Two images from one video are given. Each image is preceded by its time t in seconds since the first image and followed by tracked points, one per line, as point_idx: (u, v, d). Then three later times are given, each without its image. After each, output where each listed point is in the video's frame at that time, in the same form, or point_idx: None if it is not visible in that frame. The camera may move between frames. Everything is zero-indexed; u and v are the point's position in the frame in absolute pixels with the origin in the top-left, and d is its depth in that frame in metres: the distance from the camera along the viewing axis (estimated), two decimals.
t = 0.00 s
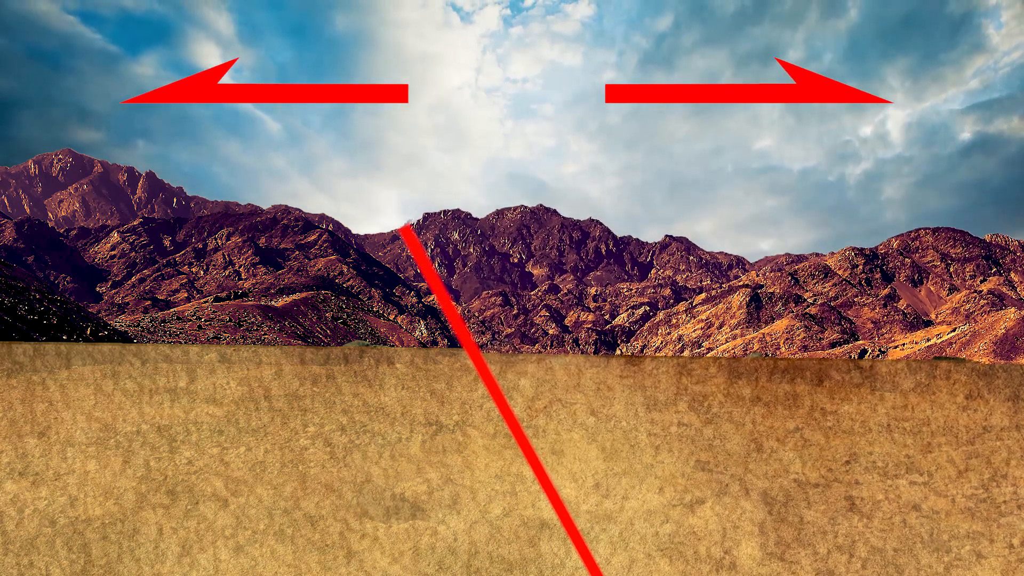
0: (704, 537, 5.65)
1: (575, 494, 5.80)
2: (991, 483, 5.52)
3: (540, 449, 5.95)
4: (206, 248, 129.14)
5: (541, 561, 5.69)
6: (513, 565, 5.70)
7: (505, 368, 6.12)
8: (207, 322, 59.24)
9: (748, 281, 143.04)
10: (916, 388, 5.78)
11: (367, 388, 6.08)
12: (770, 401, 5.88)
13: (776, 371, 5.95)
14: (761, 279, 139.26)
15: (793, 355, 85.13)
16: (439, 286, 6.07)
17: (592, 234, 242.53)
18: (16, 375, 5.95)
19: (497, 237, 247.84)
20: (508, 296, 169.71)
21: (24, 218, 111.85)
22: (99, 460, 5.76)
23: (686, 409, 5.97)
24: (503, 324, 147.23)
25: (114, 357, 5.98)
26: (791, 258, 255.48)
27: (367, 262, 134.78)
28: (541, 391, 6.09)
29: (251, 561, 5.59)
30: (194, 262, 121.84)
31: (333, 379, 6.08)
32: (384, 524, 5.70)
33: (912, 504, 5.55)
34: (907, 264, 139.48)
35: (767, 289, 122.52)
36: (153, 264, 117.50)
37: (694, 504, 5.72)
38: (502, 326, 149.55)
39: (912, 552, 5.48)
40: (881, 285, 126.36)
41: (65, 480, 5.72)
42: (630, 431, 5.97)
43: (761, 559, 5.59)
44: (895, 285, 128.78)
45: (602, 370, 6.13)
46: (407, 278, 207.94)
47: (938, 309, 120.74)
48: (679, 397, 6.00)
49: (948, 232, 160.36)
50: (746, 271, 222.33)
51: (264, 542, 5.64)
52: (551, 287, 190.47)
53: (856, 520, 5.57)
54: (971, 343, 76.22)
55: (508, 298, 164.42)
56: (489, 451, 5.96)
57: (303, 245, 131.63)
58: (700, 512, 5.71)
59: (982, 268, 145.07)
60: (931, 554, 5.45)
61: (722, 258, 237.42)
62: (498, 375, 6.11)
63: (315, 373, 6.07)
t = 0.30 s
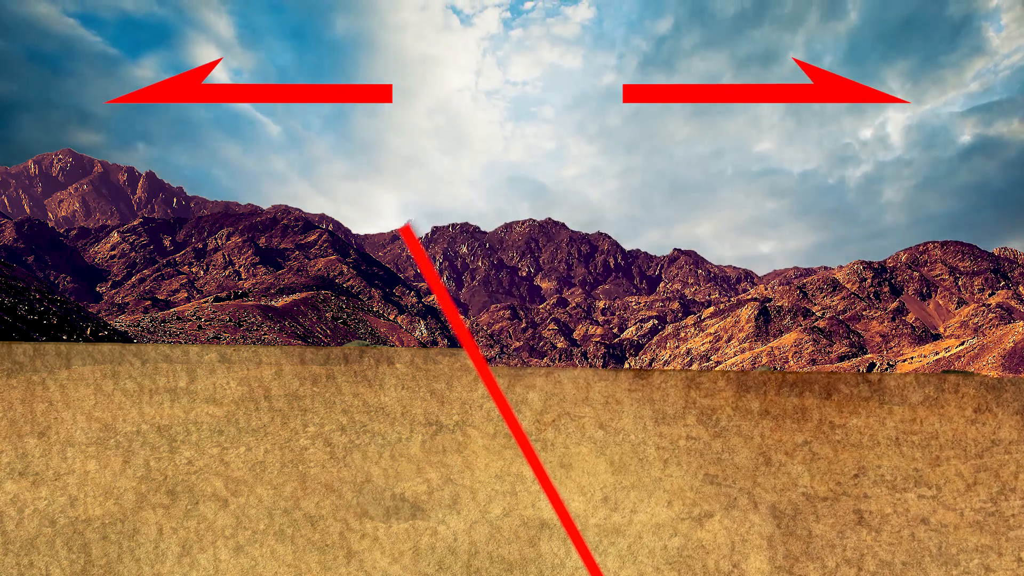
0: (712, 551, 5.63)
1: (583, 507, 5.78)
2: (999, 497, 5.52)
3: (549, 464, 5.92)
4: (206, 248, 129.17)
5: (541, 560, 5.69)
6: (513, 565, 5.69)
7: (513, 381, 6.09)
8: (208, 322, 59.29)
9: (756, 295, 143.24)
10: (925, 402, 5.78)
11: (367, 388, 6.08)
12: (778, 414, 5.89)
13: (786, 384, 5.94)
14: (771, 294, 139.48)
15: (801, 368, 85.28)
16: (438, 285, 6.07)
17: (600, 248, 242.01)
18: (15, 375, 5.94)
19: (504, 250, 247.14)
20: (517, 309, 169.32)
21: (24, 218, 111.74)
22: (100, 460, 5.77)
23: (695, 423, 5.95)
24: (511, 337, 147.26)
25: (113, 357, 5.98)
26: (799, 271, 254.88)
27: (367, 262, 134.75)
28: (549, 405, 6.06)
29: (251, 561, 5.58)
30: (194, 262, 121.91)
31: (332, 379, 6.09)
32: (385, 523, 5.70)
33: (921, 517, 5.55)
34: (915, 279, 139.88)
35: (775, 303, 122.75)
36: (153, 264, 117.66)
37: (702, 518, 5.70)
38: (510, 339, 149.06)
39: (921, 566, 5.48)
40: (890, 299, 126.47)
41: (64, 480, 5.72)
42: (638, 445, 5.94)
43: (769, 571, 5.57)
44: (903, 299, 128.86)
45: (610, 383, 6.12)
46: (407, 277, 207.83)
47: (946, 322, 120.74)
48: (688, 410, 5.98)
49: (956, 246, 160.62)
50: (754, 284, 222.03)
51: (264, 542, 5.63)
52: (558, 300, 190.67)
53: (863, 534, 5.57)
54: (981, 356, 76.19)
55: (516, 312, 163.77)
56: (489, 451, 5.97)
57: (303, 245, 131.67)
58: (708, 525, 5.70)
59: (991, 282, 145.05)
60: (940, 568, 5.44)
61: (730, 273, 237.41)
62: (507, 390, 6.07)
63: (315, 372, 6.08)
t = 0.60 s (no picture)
0: (721, 563, 5.58)
1: (592, 521, 5.75)
2: (1008, 510, 5.50)
3: (556, 477, 5.89)
4: (206, 248, 129.22)
5: (541, 559, 5.67)
6: (513, 565, 5.66)
7: (521, 395, 6.11)
8: (208, 322, 59.28)
9: (763, 309, 143.20)
10: (933, 415, 5.80)
11: (367, 388, 6.09)
12: (786, 428, 5.92)
13: (794, 398, 5.99)
14: (778, 307, 139.50)
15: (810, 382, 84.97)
16: (438, 286, 6.12)
17: (608, 262, 240.83)
18: (15, 375, 5.95)
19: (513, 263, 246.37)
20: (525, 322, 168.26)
21: (23, 218, 111.63)
22: (99, 460, 5.76)
23: (703, 436, 5.98)
24: (520, 350, 147.31)
25: (114, 357, 6.00)
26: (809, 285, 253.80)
27: (367, 262, 134.68)
28: (558, 419, 6.07)
29: (251, 560, 5.55)
30: (194, 262, 121.89)
31: (333, 378, 6.10)
32: (384, 523, 5.70)
33: (929, 530, 5.54)
34: (924, 292, 139.61)
35: (784, 316, 122.55)
36: (153, 264, 117.75)
37: (711, 532, 5.67)
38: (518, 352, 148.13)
39: None
40: (898, 312, 126.09)
41: (65, 480, 5.73)
42: (648, 459, 5.95)
43: None
44: (912, 313, 128.47)
45: (619, 397, 6.14)
46: (406, 277, 207.79)
47: (955, 335, 120.27)
48: (696, 424, 6.01)
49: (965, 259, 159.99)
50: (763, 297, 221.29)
51: (264, 541, 5.61)
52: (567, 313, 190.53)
53: (871, 547, 5.55)
54: (989, 369, 75.91)
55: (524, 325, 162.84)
56: (490, 450, 5.98)
57: (303, 246, 131.54)
58: (715, 539, 5.69)
59: (1000, 295, 144.60)
60: None
61: (739, 286, 236.93)
62: (515, 404, 6.06)
63: (315, 372, 6.10)
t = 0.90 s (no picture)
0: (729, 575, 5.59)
1: (601, 534, 5.74)
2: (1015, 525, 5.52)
3: (563, 489, 5.88)
4: (206, 248, 129.19)
5: (541, 560, 5.69)
6: (513, 565, 5.68)
7: (529, 409, 6.04)
8: (208, 322, 59.28)
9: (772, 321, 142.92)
10: (943, 429, 5.77)
11: (367, 388, 6.08)
12: (795, 442, 5.88)
13: (803, 412, 5.94)
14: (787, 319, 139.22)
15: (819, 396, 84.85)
16: (440, 289, 6.13)
17: (617, 276, 239.74)
18: (15, 375, 5.94)
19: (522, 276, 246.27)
20: (534, 335, 167.48)
21: (23, 218, 111.49)
22: (99, 460, 5.76)
23: (712, 449, 5.94)
24: (528, 363, 147.93)
25: (113, 357, 6.00)
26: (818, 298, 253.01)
27: (367, 262, 134.60)
28: (566, 432, 6.01)
29: (252, 560, 5.57)
30: (194, 262, 121.89)
31: (332, 378, 6.10)
32: (385, 523, 5.69)
33: (938, 544, 5.55)
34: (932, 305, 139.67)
35: (792, 329, 122.31)
36: (153, 264, 117.69)
37: (718, 546, 5.69)
38: (527, 367, 147.64)
39: None
40: (907, 326, 126.18)
41: (64, 480, 5.73)
42: (656, 472, 5.91)
43: None
44: (920, 326, 128.27)
45: (628, 410, 6.07)
46: (406, 277, 208.19)
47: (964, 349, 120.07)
48: (705, 437, 5.97)
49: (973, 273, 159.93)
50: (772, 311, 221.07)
51: (264, 542, 5.62)
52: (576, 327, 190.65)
53: (880, 560, 5.56)
54: (998, 383, 75.60)
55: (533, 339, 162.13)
56: (490, 451, 5.98)
57: (302, 246, 131.55)
58: (724, 552, 5.71)
59: (1007, 308, 144.57)
60: None
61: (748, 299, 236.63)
62: (522, 416, 6.01)
63: (314, 372, 6.09)
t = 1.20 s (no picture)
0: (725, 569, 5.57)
1: (595, 526, 5.75)
2: (1012, 517, 5.51)
3: (559, 482, 5.89)
4: (206, 248, 129.15)
5: (541, 560, 5.67)
6: (513, 565, 5.66)
7: (525, 402, 6.07)
8: (208, 322, 59.23)
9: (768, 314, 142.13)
10: (939, 421, 5.80)
11: (367, 388, 6.10)
12: (790, 434, 5.91)
13: (798, 405, 5.97)
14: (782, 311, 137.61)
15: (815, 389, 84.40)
16: (439, 288, 6.11)
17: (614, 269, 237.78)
18: (15, 375, 5.95)
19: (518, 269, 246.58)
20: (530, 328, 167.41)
21: (23, 218, 111.49)
22: (99, 460, 5.76)
23: (707, 442, 5.96)
24: (523, 356, 148.97)
25: (113, 356, 6.00)
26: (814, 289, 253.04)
27: (368, 262, 134.59)
28: (562, 425, 6.05)
29: (251, 560, 5.56)
30: (194, 262, 121.88)
31: (332, 378, 6.11)
32: (384, 523, 5.69)
33: (933, 536, 5.55)
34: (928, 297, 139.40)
35: (788, 321, 120.56)
36: (153, 264, 117.63)
37: (714, 538, 5.69)
38: (523, 359, 147.43)
39: None
40: (903, 319, 126.22)
41: (64, 480, 5.73)
42: (652, 465, 5.94)
43: None
44: (916, 319, 128.36)
45: (623, 403, 6.12)
46: (406, 277, 208.92)
47: (960, 341, 120.38)
48: (700, 431, 6.00)
49: (969, 265, 159.95)
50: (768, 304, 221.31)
51: (264, 542, 5.62)
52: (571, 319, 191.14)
53: (875, 554, 5.55)
54: (993, 376, 75.13)
55: (529, 331, 161.73)
56: (489, 451, 6.00)
57: (303, 246, 131.42)
58: (720, 545, 5.69)
59: (1004, 300, 144.26)
60: None
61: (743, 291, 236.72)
62: (520, 410, 6.05)
63: (314, 373, 6.10)
